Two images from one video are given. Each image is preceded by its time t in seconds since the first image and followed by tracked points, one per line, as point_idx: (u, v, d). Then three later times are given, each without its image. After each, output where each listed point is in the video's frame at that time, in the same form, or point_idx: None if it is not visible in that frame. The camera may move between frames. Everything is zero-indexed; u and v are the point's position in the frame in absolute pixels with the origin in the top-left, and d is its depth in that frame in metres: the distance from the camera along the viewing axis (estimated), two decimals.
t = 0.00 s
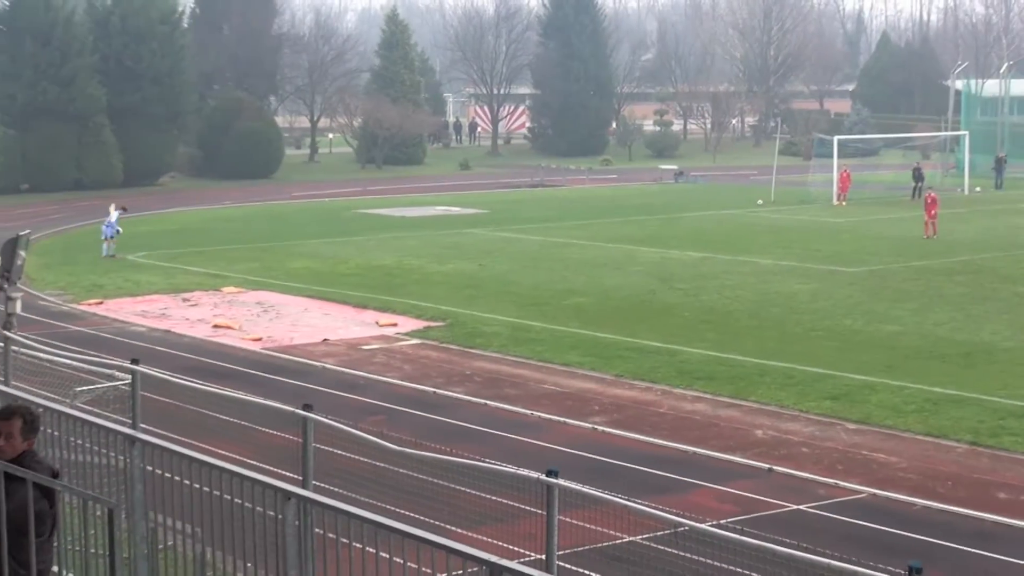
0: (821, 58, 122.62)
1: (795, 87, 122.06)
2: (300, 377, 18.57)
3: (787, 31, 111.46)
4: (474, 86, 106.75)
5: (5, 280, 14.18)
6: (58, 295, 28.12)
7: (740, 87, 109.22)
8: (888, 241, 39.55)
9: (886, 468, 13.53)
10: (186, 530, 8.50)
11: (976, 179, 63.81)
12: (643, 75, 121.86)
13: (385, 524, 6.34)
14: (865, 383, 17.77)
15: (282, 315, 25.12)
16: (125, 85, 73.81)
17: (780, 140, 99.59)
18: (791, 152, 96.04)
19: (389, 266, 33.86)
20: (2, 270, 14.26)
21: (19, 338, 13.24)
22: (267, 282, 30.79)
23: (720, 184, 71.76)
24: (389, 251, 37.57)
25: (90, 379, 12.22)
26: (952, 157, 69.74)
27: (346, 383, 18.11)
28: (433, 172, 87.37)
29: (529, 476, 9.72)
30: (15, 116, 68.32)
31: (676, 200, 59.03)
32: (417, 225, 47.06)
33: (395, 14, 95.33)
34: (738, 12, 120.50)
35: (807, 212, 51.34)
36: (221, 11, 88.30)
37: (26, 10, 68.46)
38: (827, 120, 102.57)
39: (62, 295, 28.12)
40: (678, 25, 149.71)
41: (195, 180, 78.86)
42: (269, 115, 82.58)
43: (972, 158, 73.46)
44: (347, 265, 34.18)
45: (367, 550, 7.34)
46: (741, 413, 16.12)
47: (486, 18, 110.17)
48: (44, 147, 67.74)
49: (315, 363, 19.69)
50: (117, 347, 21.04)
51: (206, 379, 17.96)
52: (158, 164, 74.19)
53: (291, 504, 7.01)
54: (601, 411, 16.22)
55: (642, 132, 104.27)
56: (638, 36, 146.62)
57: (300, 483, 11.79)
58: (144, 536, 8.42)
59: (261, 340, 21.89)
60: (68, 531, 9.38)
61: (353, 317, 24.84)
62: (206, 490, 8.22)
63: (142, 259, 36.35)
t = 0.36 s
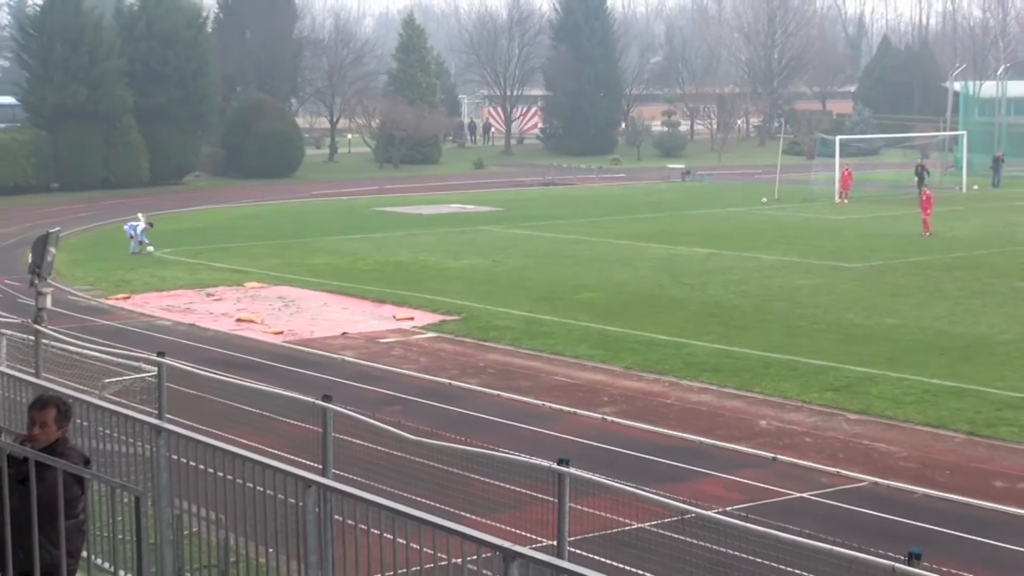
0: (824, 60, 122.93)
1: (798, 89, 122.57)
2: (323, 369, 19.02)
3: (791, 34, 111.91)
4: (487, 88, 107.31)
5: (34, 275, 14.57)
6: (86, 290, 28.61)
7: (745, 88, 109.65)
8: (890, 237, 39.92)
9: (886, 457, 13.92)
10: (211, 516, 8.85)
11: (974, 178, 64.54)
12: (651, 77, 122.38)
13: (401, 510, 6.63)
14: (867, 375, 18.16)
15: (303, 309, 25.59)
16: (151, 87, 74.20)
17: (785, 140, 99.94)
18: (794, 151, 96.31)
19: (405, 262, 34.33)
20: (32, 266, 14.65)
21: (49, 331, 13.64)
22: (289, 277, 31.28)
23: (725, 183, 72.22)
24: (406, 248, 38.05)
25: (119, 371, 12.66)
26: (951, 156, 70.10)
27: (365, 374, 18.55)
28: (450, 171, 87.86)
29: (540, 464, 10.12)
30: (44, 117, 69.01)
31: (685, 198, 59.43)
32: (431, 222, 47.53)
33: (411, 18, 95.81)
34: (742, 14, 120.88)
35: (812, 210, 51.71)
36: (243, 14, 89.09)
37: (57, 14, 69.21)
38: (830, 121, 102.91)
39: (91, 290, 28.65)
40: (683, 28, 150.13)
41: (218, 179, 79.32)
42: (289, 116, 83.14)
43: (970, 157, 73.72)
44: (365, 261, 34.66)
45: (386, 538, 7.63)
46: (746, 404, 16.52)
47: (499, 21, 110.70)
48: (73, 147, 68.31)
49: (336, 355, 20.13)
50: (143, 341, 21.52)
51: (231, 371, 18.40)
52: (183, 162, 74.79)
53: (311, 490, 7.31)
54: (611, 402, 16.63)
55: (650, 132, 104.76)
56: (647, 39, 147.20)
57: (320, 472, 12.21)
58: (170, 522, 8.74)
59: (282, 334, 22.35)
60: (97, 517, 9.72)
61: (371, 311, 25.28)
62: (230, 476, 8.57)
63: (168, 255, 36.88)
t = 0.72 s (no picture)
0: (827, 58, 122.82)
1: (802, 87, 122.47)
2: (330, 364, 19.11)
3: (794, 32, 111.87)
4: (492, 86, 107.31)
5: (43, 272, 14.65)
6: (95, 286, 28.74)
7: (749, 86, 109.68)
8: (892, 234, 39.98)
9: (888, 452, 14.00)
10: (218, 510, 8.96)
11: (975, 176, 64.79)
12: (655, 75, 122.41)
13: (406, 504, 6.67)
14: (869, 370, 18.25)
15: (309, 305, 25.69)
16: (158, 84, 74.34)
17: (788, 137, 99.89)
18: (798, 148, 96.26)
19: (409, 258, 34.42)
20: (41, 263, 14.73)
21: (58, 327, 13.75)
22: (294, 273, 31.39)
23: (730, 180, 72.22)
24: (410, 244, 38.15)
25: (126, 367, 12.78)
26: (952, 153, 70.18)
27: (370, 370, 18.63)
28: (454, 168, 87.88)
29: (544, 459, 10.20)
30: (53, 116, 69.15)
31: (689, 196, 59.49)
32: (435, 218, 47.63)
33: (417, 16, 95.84)
34: (745, 12, 120.82)
35: (814, 206, 51.75)
36: (249, 12, 89.13)
37: (66, 13, 69.33)
38: (832, 118, 102.88)
39: (98, 286, 28.77)
40: (686, 26, 150.10)
41: (226, 177, 79.37)
42: (296, 113, 83.21)
43: (971, 154, 73.76)
44: (371, 257, 34.76)
45: (394, 533, 7.68)
46: (748, 399, 16.60)
47: (503, 19, 110.77)
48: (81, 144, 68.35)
49: (341, 351, 20.22)
50: (151, 336, 21.62)
51: (238, 367, 18.50)
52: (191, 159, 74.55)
53: (318, 485, 7.39)
54: (614, 397, 16.73)
55: (653, 130, 104.77)
56: (649, 38, 147.29)
57: (326, 467, 12.30)
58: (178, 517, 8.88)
59: (289, 330, 22.43)
60: (105, 514, 9.82)
61: (376, 307, 25.37)
62: (236, 471, 8.67)
63: (174, 252, 36.97)
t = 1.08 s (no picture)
0: (823, 55, 122.90)
1: (799, 83, 122.44)
2: (326, 361, 19.08)
3: (791, 29, 111.88)
4: (489, 83, 107.35)
5: (39, 269, 14.65)
6: (91, 283, 28.70)
7: (746, 82, 109.67)
8: (888, 231, 39.97)
9: (886, 448, 13.98)
10: (215, 508, 8.97)
11: (973, 172, 64.87)
12: (652, 72, 122.37)
13: (401, 500, 6.63)
14: (866, 367, 18.25)
15: (306, 302, 25.67)
16: (155, 81, 74.22)
17: (785, 134, 99.96)
18: (795, 144, 96.32)
19: (408, 255, 34.41)
20: (37, 260, 14.73)
21: (55, 324, 13.75)
22: (292, 270, 31.37)
23: (727, 176, 72.19)
24: (408, 241, 38.12)
25: (123, 364, 12.79)
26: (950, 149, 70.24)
27: (368, 367, 18.61)
28: (452, 164, 87.90)
29: (541, 456, 10.18)
30: (50, 113, 69.09)
31: (686, 192, 59.54)
32: (434, 216, 47.60)
33: (415, 14, 95.86)
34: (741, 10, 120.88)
35: (811, 203, 51.72)
36: (246, 8, 89.05)
37: (63, 10, 69.25)
38: (828, 114, 102.98)
39: (96, 284, 28.72)
40: (683, 23, 150.12)
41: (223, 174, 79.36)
42: (293, 109, 83.23)
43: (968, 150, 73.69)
44: (368, 254, 34.75)
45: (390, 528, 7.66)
46: (746, 396, 16.59)
47: (500, 16, 110.74)
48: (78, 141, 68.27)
49: (338, 348, 20.20)
50: (148, 334, 21.60)
51: (235, 364, 18.50)
52: (187, 155, 74.57)
53: (314, 482, 7.36)
54: (612, 394, 16.72)
55: (650, 126, 104.87)
56: (647, 35, 147.22)
57: (323, 465, 12.32)
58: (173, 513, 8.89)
59: (286, 327, 22.41)
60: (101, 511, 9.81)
61: (373, 305, 25.35)
62: (232, 468, 8.66)
63: (172, 249, 36.95)
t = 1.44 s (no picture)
0: (812, 51, 123.14)
1: (789, 81, 122.53)
2: (316, 359, 19.08)
3: (781, 26, 111.95)
4: (479, 79, 107.34)
5: (29, 267, 14.57)
6: (81, 281, 28.64)
7: (736, 79, 109.70)
8: (878, 228, 40.08)
9: (876, 446, 14.00)
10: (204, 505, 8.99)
11: (962, 169, 64.90)
12: (643, 69, 122.35)
13: (391, 498, 6.62)
14: (855, 364, 18.29)
15: (297, 300, 25.66)
16: (144, 79, 74.28)
17: (775, 131, 100.14)
18: (785, 142, 96.44)
19: (398, 253, 34.39)
20: (27, 258, 14.65)
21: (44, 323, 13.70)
22: (283, 268, 31.34)
23: (717, 173, 72.23)
24: (399, 239, 38.10)
25: (113, 362, 12.75)
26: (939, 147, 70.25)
27: (358, 365, 18.59)
28: (442, 162, 87.90)
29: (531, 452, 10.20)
30: (39, 110, 68.87)
31: (675, 189, 59.63)
32: (425, 213, 47.56)
33: (404, 11, 95.76)
34: (731, 7, 120.98)
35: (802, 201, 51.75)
36: (236, 5, 88.86)
37: (51, 7, 69.14)
38: (818, 111, 103.15)
39: (85, 281, 28.66)
40: (673, 20, 150.27)
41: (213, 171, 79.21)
42: (283, 106, 83.11)
43: (958, 148, 73.81)
44: (359, 252, 34.73)
45: (380, 526, 7.66)
46: (736, 393, 16.62)
47: (490, 14, 110.65)
48: (68, 138, 68.03)
49: (328, 346, 20.18)
50: (138, 331, 21.55)
51: (225, 362, 18.48)
52: (176, 153, 74.39)
53: (304, 479, 7.34)
54: (602, 391, 16.74)
55: (640, 123, 104.92)
56: (637, 32, 147.21)
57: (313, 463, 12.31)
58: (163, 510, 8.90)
59: (276, 325, 22.39)
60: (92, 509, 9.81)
61: (364, 302, 25.33)
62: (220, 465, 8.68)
63: (162, 247, 36.85)
